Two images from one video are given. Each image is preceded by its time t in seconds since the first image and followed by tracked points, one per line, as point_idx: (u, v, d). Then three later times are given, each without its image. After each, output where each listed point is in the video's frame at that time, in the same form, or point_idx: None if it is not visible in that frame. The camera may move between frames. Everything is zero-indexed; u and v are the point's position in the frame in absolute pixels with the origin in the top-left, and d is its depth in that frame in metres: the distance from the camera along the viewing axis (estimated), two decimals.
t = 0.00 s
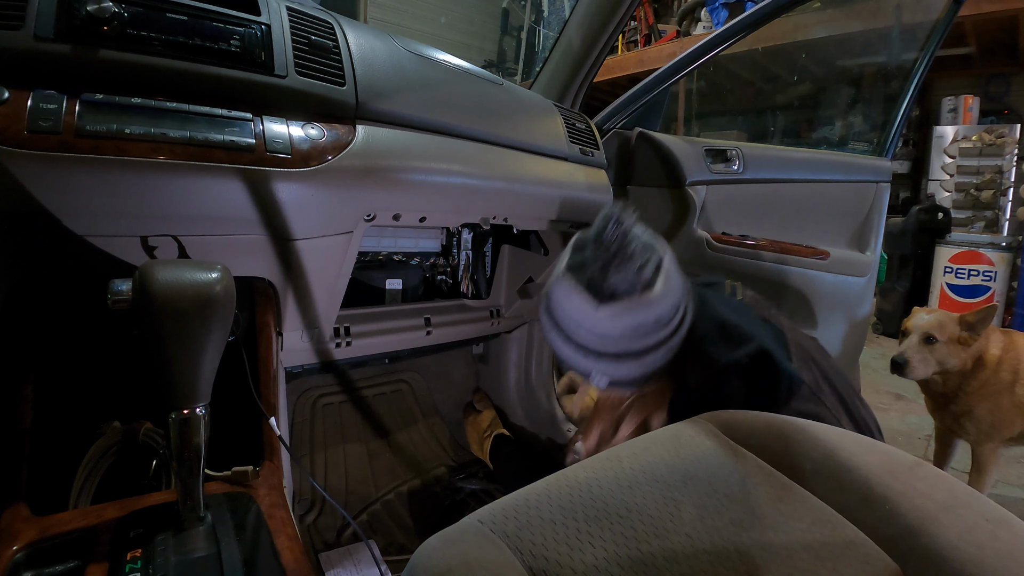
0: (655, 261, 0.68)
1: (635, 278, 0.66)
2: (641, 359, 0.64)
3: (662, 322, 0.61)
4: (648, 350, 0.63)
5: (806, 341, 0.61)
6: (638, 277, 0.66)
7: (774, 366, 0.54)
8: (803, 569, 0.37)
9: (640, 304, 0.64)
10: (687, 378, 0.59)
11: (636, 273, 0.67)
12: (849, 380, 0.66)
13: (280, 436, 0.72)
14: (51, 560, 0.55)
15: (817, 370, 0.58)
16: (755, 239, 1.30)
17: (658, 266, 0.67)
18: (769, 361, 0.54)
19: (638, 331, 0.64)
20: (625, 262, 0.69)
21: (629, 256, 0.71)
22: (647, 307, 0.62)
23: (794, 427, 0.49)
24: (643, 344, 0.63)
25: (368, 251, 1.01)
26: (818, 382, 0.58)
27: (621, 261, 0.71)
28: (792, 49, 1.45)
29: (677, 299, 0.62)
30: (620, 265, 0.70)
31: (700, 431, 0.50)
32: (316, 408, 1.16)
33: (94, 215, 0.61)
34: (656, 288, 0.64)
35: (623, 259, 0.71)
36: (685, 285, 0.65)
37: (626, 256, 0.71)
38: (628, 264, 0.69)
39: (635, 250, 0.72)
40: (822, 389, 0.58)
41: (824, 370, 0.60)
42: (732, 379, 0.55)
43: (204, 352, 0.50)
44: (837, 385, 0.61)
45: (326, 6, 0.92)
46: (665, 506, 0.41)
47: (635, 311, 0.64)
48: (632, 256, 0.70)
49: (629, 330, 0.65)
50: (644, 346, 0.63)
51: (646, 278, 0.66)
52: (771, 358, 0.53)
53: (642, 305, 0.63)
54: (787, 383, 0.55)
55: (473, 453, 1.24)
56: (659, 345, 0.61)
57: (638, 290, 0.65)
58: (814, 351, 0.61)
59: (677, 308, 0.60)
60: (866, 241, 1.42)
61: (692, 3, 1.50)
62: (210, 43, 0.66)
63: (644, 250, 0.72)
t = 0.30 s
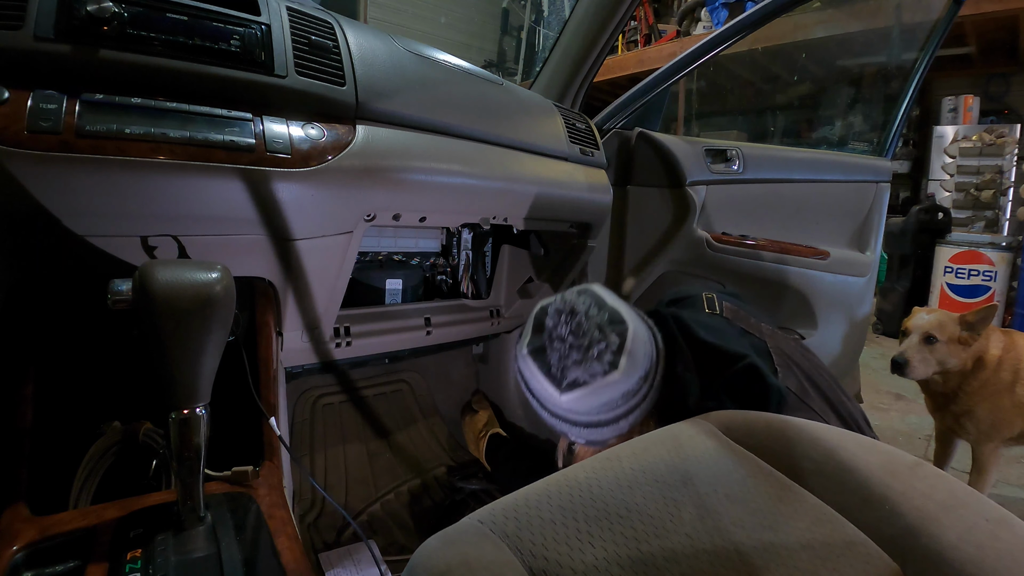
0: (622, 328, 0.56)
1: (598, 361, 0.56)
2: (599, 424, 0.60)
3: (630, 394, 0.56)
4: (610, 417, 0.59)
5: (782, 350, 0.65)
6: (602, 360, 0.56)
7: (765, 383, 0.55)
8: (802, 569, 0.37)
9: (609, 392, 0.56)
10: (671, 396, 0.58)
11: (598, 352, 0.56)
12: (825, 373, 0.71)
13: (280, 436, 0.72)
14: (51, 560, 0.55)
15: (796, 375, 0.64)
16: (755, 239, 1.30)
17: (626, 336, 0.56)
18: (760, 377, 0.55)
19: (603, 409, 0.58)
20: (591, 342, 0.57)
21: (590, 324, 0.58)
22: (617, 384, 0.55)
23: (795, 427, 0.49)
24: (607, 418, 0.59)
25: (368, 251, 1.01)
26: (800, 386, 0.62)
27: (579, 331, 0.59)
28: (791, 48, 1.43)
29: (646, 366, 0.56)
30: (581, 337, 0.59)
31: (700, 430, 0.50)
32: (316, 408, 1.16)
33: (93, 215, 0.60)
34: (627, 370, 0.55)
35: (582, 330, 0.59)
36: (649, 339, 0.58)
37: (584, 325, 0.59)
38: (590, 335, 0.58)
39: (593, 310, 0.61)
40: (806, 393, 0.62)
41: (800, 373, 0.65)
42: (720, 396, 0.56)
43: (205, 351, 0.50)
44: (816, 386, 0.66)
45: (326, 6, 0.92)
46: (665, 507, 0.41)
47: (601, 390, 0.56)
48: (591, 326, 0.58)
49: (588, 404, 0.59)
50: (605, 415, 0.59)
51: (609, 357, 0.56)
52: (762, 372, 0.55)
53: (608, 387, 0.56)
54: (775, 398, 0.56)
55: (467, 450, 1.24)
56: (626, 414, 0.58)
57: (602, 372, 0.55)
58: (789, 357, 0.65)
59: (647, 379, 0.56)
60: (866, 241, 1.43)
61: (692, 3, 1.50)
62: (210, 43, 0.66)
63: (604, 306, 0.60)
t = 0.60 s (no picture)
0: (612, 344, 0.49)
1: (586, 382, 0.49)
2: (595, 441, 0.54)
3: (627, 411, 0.50)
4: (606, 435, 0.53)
5: (784, 352, 0.65)
6: (591, 380, 0.49)
7: (768, 388, 0.55)
8: (802, 569, 0.37)
9: (603, 413, 0.50)
10: (676, 401, 0.55)
11: (587, 371, 0.49)
12: (825, 373, 0.71)
13: (280, 436, 0.72)
14: (51, 561, 0.55)
15: (799, 378, 0.63)
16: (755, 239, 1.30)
17: (617, 351, 0.49)
18: (763, 383, 0.55)
19: (597, 427, 0.52)
20: (579, 362, 0.50)
21: (576, 341, 0.51)
22: (612, 405, 0.49)
23: (795, 426, 0.49)
24: (604, 434, 0.53)
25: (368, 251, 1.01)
26: (804, 389, 0.62)
27: (563, 349, 0.51)
28: (791, 48, 1.43)
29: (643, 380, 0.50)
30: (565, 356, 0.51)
31: (700, 430, 0.50)
32: (316, 408, 1.16)
33: (92, 216, 0.60)
34: (621, 390, 0.48)
35: (566, 347, 0.51)
36: (644, 348, 0.51)
37: (569, 341, 0.51)
38: (576, 354, 0.50)
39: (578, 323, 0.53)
40: (810, 396, 0.62)
41: (803, 376, 0.65)
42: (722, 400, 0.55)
43: (204, 351, 0.50)
44: (819, 389, 0.66)
45: (326, 5, 0.92)
46: (664, 507, 0.41)
47: (592, 411, 0.50)
48: (576, 341, 0.51)
49: (580, 424, 0.52)
50: (600, 432, 0.52)
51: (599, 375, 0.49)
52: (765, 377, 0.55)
53: (600, 407, 0.49)
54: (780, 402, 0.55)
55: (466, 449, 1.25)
56: (623, 431, 0.52)
57: (593, 392, 0.49)
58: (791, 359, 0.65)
59: (644, 393, 0.50)
60: (865, 241, 1.43)
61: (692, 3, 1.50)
62: (210, 43, 0.66)
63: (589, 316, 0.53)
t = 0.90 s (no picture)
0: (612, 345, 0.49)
1: (584, 381, 0.49)
2: (596, 437, 0.54)
3: (627, 411, 0.50)
4: (606, 432, 0.53)
5: (793, 357, 0.65)
6: (589, 379, 0.48)
7: (777, 393, 0.54)
8: (802, 569, 0.37)
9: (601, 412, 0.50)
10: (684, 399, 0.54)
11: (585, 370, 0.49)
12: (829, 374, 0.72)
13: (280, 436, 0.72)
14: (50, 561, 0.55)
15: (808, 384, 0.63)
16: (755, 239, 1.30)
17: (618, 351, 0.48)
18: (772, 388, 0.54)
19: (596, 425, 0.52)
20: (576, 360, 0.49)
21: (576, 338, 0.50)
22: (610, 403, 0.49)
23: (796, 427, 0.49)
24: (603, 431, 0.53)
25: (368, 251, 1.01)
26: (812, 396, 0.62)
27: (561, 346, 0.50)
28: (791, 48, 1.43)
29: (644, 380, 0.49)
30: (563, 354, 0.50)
31: (701, 430, 0.49)
32: (316, 408, 1.16)
33: (92, 216, 0.60)
34: (620, 390, 0.48)
35: (563, 344, 0.50)
36: (648, 348, 0.51)
37: (567, 339, 0.50)
38: (574, 352, 0.50)
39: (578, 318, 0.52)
40: (819, 403, 0.62)
41: (811, 380, 0.65)
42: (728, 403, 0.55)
43: (204, 351, 0.50)
44: (825, 393, 0.66)
45: (326, 5, 0.92)
46: (665, 507, 0.41)
47: (591, 409, 0.50)
48: (575, 339, 0.50)
49: (579, 420, 0.52)
50: (600, 429, 0.53)
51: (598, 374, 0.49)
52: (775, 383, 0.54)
53: (599, 406, 0.49)
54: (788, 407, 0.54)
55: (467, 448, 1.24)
56: (623, 430, 0.52)
57: (591, 391, 0.49)
58: (799, 363, 0.65)
59: (645, 393, 0.50)
60: (865, 241, 1.43)
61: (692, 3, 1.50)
62: (210, 43, 0.66)
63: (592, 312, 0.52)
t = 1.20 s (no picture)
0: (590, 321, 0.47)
1: (566, 359, 0.46)
2: (586, 423, 0.52)
3: (614, 391, 0.48)
4: (596, 418, 0.51)
5: (792, 357, 0.65)
6: (571, 357, 0.46)
7: (777, 395, 0.55)
8: (801, 569, 0.37)
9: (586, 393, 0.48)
10: (685, 398, 0.55)
11: (566, 348, 0.46)
12: (828, 375, 0.72)
13: (280, 436, 0.72)
14: (50, 561, 0.55)
15: (807, 386, 0.63)
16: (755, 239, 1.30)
17: (598, 327, 0.47)
18: (772, 389, 0.55)
19: (584, 408, 0.50)
20: (555, 338, 0.46)
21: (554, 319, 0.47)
22: (598, 382, 0.47)
23: (796, 427, 0.49)
24: (593, 416, 0.51)
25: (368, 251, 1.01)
26: (811, 398, 0.61)
27: (537, 325, 0.47)
28: (791, 48, 1.43)
29: (627, 357, 0.48)
30: (541, 335, 0.47)
31: (700, 430, 0.49)
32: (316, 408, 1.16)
33: (92, 216, 0.60)
34: (604, 367, 0.46)
35: (540, 323, 0.47)
36: (630, 326, 0.50)
37: (544, 317, 0.47)
38: (552, 331, 0.47)
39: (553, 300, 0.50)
40: (817, 405, 0.62)
41: (810, 382, 0.65)
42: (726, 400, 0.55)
43: (205, 351, 0.50)
44: (824, 394, 0.66)
45: (326, 5, 0.92)
46: (664, 507, 0.41)
47: (576, 391, 0.48)
48: (553, 318, 0.47)
49: (566, 406, 0.50)
50: (589, 413, 0.50)
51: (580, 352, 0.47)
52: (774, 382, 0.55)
53: (584, 386, 0.47)
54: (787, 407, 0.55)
55: (466, 448, 1.24)
56: (614, 415, 0.50)
57: (575, 370, 0.46)
58: (798, 364, 0.65)
59: (630, 370, 0.49)
60: (865, 241, 1.43)
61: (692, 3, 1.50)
62: (210, 43, 0.66)
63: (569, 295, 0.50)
